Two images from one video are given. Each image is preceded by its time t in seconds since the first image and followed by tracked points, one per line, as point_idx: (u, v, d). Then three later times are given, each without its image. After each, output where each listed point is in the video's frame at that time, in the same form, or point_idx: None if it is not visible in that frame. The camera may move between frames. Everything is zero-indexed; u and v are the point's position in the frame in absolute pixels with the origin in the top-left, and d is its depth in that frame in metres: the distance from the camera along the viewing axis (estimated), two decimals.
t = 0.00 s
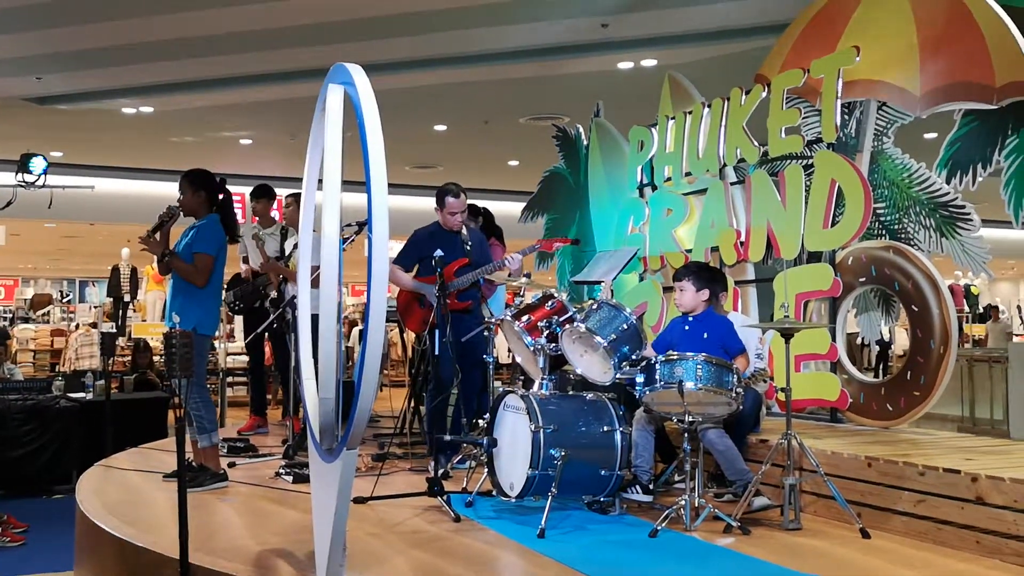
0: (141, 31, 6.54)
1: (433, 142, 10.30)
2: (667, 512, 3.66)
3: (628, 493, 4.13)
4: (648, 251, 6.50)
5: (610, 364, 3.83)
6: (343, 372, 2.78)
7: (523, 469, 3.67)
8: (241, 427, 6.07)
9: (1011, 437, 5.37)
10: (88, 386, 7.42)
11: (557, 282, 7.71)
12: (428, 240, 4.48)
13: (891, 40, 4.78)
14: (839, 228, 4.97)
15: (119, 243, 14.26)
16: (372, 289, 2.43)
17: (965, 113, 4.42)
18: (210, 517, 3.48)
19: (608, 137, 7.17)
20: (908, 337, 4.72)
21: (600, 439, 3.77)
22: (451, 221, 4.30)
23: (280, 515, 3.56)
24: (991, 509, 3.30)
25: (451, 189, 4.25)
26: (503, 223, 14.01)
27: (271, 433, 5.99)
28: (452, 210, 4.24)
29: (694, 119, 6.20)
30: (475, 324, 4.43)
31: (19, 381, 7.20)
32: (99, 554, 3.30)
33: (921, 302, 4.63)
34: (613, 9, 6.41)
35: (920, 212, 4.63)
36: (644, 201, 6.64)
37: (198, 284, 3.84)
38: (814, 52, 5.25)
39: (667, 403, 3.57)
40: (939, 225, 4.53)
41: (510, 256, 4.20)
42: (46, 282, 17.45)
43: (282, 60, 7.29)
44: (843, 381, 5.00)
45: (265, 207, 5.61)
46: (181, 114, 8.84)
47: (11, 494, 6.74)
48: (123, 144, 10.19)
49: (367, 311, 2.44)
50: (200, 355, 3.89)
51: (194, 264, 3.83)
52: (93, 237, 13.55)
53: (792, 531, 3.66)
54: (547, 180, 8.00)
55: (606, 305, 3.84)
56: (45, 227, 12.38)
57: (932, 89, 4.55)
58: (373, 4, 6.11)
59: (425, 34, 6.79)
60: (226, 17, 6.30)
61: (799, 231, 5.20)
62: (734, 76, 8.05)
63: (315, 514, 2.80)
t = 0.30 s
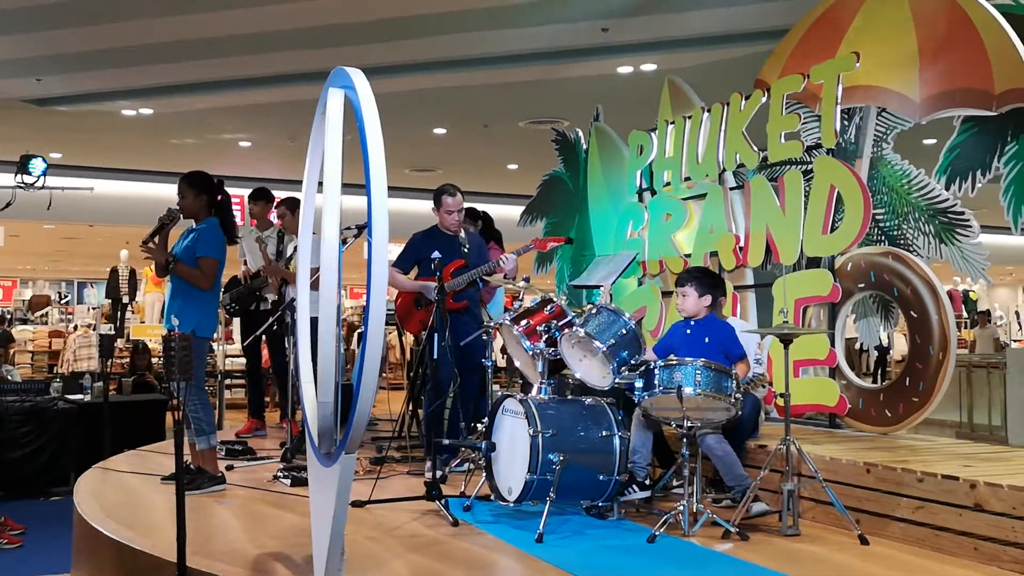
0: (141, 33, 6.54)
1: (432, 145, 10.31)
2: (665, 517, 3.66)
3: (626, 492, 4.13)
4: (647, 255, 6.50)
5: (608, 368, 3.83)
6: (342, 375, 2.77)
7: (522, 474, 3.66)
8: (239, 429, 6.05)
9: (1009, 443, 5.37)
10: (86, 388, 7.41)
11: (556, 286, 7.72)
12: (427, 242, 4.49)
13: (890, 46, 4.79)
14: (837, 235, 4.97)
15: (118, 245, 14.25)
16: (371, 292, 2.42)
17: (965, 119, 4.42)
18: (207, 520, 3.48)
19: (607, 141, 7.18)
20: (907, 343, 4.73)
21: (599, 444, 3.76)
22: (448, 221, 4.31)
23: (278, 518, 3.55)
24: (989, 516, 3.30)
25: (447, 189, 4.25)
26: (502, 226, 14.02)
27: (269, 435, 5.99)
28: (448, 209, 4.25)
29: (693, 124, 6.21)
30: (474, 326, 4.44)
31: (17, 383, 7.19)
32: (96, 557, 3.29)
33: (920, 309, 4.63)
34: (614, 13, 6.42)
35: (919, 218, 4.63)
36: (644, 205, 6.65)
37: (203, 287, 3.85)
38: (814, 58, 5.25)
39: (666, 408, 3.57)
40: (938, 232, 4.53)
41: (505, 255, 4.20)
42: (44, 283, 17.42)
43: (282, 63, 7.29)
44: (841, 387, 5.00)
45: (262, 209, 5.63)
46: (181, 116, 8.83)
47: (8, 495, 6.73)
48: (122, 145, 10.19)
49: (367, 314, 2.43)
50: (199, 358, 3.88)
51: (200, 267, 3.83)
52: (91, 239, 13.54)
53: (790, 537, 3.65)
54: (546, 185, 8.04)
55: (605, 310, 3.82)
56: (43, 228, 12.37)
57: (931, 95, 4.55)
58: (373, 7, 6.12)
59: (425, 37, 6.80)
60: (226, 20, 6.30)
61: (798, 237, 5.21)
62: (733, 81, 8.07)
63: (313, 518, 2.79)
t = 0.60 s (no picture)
0: (145, 35, 6.55)
1: (435, 148, 10.32)
2: (666, 522, 3.65)
3: (626, 500, 4.13)
4: (649, 259, 6.50)
5: (610, 373, 3.82)
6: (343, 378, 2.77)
7: (523, 477, 3.66)
8: (240, 431, 6.05)
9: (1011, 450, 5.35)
10: (88, 389, 7.42)
11: (558, 290, 7.71)
12: (428, 245, 4.49)
13: (894, 50, 4.78)
14: (840, 238, 4.95)
15: (120, 246, 14.26)
16: (373, 295, 2.42)
17: (968, 126, 4.42)
18: (208, 522, 3.47)
19: (610, 144, 7.19)
20: (909, 348, 4.72)
21: (600, 448, 3.75)
22: (449, 226, 4.30)
23: (279, 521, 3.55)
24: (991, 523, 3.29)
25: (447, 194, 4.24)
26: (504, 230, 14.03)
27: (270, 438, 5.99)
28: (449, 215, 4.25)
29: (695, 128, 6.22)
30: (475, 329, 4.43)
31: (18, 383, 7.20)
32: (97, 559, 3.29)
33: (922, 314, 4.62)
34: (616, 18, 6.43)
35: (921, 223, 4.63)
36: (646, 209, 6.66)
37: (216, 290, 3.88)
38: (818, 63, 5.24)
39: (667, 413, 3.56)
40: (941, 237, 4.52)
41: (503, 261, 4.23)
42: (46, 284, 17.44)
43: (285, 65, 7.30)
44: (843, 392, 4.99)
45: (262, 211, 5.65)
46: (184, 118, 8.85)
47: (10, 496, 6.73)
48: (125, 147, 10.20)
49: (368, 317, 2.43)
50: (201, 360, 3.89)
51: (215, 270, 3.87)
52: (94, 240, 13.56)
53: (791, 542, 3.65)
54: (548, 188, 8.06)
55: (607, 314, 3.82)
56: (46, 229, 12.39)
57: (934, 101, 4.55)
58: (376, 10, 6.13)
59: (428, 40, 6.80)
60: (229, 22, 6.32)
61: (800, 242, 5.21)
62: (736, 85, 8.07)
63: (313, 520, 2.79)
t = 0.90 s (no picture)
0: (145, 38, 6.56)
1: (435, 151, 10.32)
2: (666, 525, 3.64)
3: (625, 504, 4.07)
4: (649, 262, 6.50)
5: (610, 375, 3.81)
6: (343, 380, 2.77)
7: (523, 479, 3.66)
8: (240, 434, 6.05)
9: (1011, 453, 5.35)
10: (88, 392, 7.42)
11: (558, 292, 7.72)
12: (428, 247, 4.51)
13: (894, 52, 4.79)
14: (841, 241, 4.94)
15: (120, 249, 14.26)
16: (374, 298, 2.42)
17: (967, 129, 4.42)
18: (208, 524, 3.47)
19: (610, 147, 7.19)
20: (908, 351, 4.73)
21: (600, 451, 3.76)
22: (448, 229, 4.30)
23: (279, 523, 3.55)
24: (990, 525, 3.29)
25: (446, 198, 4.24)
26: (504, 233, 14.03)
27: (270, 440, 5.99)
28: (448, 218, 4.24)
29: (695, 131, 6.20)
30: (476, 331, 4.45)
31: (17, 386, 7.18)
32: (97, 561, 3.29)
33: (922, 317, 4.62)
34: (616, 21, 6.44)
35: (921, 226, 4.64)
36: (646, 213, 6.65)
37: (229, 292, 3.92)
38: (818, 66, 5.25)
39: (667, 415, 3.57)
40: (940, 240, 4.52)
41: (502, 265, 4.18)
42: (46, 287, 17.44)
43: (285, 68, 7.31)
44: (843, 395, 5.00)
45: (261, 214, 5.59)
46: (184, 120, 8.86)
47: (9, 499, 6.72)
48: (125, 150, 10.21)
49: (369, 320, 2.43)
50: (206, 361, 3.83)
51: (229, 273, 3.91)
52: (94, 243, 13.56)
53: (791, 545, 3.65)
54: (548, 191, 8.07)
55: (608, 316, 3.83)
56: (45, 231, 12.40)
57: (934, 105, 4.56)
58: (376, 13, 6.14)
59: (427, 43, 6.81)
60: (230, 25, 6.33)
61: (801, 244, 5.20)
62: (736, 89, 8.08)
63: (313, 523, 2.80)
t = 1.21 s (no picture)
0: (147, 39, 6.57)
1: (436, 153, 10.33)
2: (667, 527, 3.63)
3: (626, 506, 4.06)
4: (651, 264, 6.50)
5: (610, 377, 3.82)
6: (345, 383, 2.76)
7: (524, 481, 3.65)
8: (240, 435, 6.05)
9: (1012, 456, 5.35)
10: (88, 393, 7.42)
11: (558, 294, 7.77)
12: (430, 249, 4.50)
13: (896, 55, 4.79)
14: (841, 245, 4.94)
15: (121, 250, 14.28)
16: (376, 300, 2.41)
17: (970, 130, 4.42)
18: (209, 525, 3.47)
19: (611, 149, 7.19)
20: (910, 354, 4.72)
21: (601, 453, 3.76)
22: (450, 231, 4.30)
23: (279, 524, 3.55)
24: (992, 528, 3.28)
25: (448, 200, 4.24)
26: (505, 235, 14.04)
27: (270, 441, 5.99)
28: (449, 220, 4.25)
29: (697, 133, 6.21)
30: (478, 333, 4.45)
31: (18, 387, 7.17)
32: (97, 562, 3.29)
33: (923, 319, 4.62)
34: (617, 23, 6.45)
35: (923, 229, 4.63)
36: (648, 215, 6.65)
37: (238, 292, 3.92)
38: (819, 68, 5.26)
39: (668, 418, 3.57)
40: (942, 243, 4.52)
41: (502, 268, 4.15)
42: (47, 288, 17.46)
43: (287, 69, 7.32)
44: (844, 398, 4.99)
45: (262, 216, 5.56)
46: (185, 122, 8.86)
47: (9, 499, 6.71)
48: (126, 151, 10.22)
49: (370, 321, 2.42)
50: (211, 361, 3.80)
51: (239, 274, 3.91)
52: (95, 244, 13.58)
53: (793, 547, 3.65)
54: (550, 194, 8.08)
55: (608, 318, 3.82)
56: (46, 232, 12.40)
57: (936, 108, 4.55)
58: (378, 14, 6.14)
59: (429, 45, 6.82)
60: (231, 27, 6.33)
61: (802, 246, 5.21)
62: (737, 91, 8.09)
63: (314, 525, 2.79)
